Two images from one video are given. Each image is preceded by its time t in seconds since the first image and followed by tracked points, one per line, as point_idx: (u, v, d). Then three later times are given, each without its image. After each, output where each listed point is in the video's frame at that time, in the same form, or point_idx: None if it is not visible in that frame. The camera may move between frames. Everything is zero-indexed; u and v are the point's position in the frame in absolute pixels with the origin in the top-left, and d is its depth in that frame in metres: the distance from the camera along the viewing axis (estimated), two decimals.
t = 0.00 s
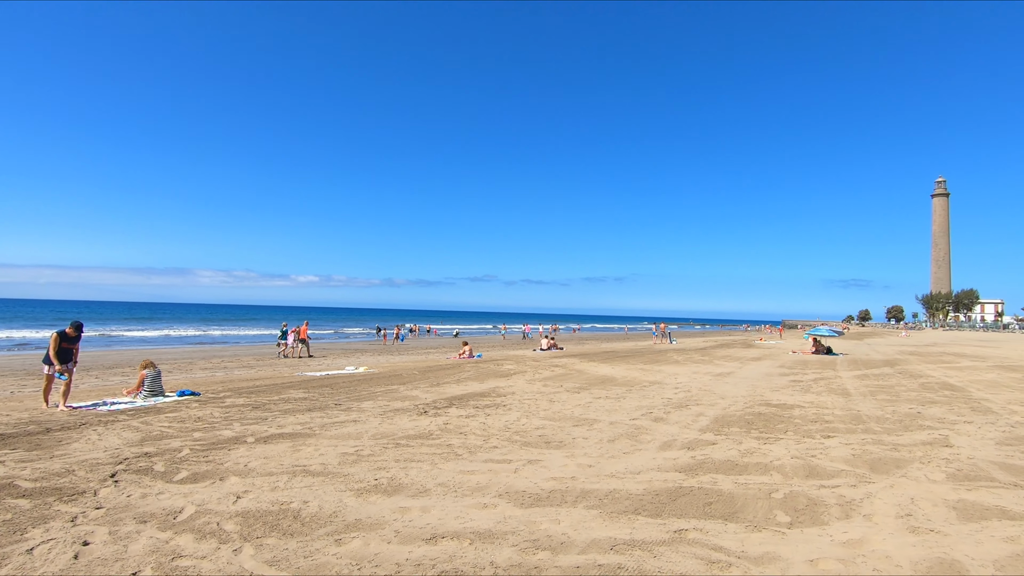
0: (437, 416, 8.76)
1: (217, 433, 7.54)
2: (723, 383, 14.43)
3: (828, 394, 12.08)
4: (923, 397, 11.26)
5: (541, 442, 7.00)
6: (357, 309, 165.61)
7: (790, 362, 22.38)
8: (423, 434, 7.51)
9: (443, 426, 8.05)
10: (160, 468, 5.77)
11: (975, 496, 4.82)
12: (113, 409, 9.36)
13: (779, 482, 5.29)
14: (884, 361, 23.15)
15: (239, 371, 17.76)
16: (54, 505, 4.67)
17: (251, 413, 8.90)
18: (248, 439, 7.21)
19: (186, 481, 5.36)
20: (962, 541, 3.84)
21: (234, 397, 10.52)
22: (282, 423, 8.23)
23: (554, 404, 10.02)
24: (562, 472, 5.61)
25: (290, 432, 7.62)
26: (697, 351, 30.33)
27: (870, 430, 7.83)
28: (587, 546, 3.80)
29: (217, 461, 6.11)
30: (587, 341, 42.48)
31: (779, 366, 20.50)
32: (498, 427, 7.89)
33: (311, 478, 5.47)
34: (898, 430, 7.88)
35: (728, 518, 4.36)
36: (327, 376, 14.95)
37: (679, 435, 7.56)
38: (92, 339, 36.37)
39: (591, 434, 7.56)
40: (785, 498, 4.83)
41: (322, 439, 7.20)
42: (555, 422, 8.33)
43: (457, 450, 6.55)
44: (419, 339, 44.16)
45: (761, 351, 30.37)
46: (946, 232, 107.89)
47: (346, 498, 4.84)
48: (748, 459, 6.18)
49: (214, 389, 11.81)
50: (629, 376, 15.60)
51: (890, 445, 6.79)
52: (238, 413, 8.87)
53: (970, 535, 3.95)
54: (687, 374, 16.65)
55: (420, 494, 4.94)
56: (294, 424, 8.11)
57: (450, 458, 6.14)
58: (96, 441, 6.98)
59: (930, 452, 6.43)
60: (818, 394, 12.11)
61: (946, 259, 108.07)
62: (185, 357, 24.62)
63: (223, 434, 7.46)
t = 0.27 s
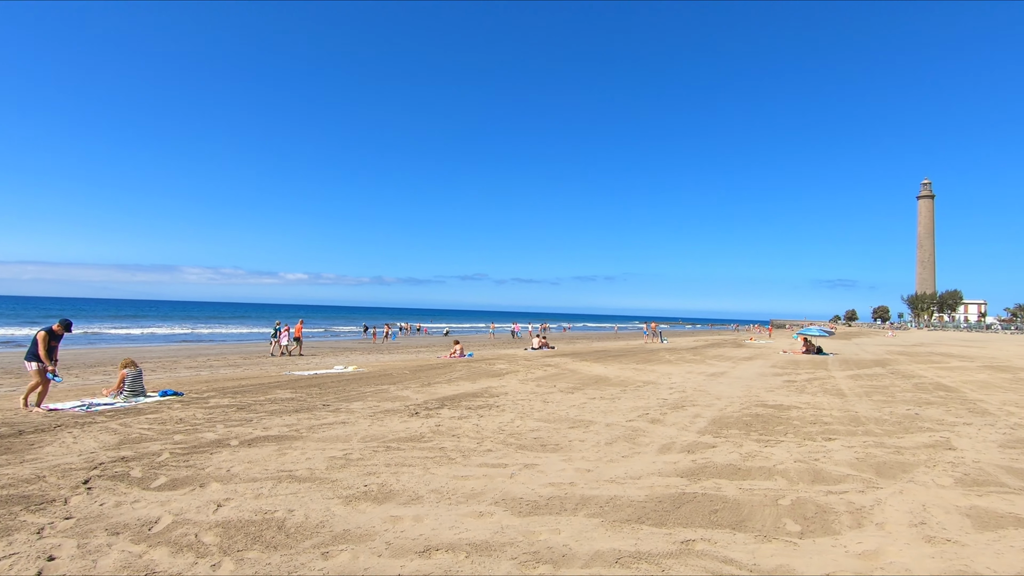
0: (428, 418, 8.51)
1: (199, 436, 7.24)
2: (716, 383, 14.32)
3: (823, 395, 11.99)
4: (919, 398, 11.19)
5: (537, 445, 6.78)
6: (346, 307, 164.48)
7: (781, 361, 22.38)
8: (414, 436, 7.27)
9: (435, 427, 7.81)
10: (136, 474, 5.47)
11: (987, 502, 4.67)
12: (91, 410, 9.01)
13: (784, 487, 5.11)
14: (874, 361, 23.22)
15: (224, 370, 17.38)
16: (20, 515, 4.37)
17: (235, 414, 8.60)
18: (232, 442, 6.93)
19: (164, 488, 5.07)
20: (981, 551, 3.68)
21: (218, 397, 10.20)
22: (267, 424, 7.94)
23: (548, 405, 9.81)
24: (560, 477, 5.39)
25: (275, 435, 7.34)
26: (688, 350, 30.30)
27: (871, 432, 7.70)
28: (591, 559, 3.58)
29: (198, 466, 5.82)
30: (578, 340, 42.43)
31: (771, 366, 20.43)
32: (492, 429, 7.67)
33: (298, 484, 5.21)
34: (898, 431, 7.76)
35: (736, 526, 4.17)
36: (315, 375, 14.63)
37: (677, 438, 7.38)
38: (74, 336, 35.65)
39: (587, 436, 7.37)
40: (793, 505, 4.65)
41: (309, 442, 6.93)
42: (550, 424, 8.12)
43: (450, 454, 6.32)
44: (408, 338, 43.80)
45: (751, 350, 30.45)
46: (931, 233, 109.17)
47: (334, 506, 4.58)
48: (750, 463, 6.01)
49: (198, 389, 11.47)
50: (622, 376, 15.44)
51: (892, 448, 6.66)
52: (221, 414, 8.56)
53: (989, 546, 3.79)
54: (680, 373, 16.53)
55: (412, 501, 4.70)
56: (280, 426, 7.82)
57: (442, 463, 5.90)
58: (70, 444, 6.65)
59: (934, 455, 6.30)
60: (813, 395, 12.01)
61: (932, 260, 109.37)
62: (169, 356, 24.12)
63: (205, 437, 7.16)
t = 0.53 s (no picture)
0: (421, 421, 8.24)
1: (182, 440, 6.90)
2: (713, 385, 14.15)
3: (821, 397, 11.85)
4: (917, 401, 11.08)
5: (536, 450, 6.53)
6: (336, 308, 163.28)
7: (774, 364, 22.32)
8: (408, 440, 6.98)
9: (429, 431, 7.52)
10: (112, 482, 5.14)
11: (1008, 510, 4.48)
12: (68, 413, 8.62)
13: (797, 494, 4.90)
14: (865, 364, 23.23)
15: (210, 371, 16.96)
16: None
17: (220, 417, 8.26)
18: (216, 447, 6.61)
19: (142, 497, 4.76)
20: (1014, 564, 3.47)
21: (203, 400, 9.84)
22: (254, 428, 7.63)
23: (544, 408, 9.56)
24: (563, 484, 5.15)
25: (262, 439, 7.02)
26: (681, 353, 30.21)
27: (876, 435, 7.53)
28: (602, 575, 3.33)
29: (179, 473, 5.50)
30: (569, 342, 42.29)
31: (764, 368, 20.34)
32: (488, 433, 7.42)
33: (285, 492, 4.91)
34: (903, 435, 7.60)
35: (752, 537, 3.94)
36: (304, 377, 14.27)
37: (680, 442, 7.15)
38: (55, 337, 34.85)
39: (586, 440, 7.15)
40: (808, 514, 4.43)
41: (298, 446, 6.62)
42: (548, 428, 7.88)
43: (446, 458, 6.05)
44: (399, 339, 43.36)
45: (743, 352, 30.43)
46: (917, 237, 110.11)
47: (324, 517, 4.29)
48: (758, 468, 5.80)
49: (182, 391, 11.09)
50: (618, 378, 15.23)
51: (901, 453, 6.48)
52: (205, 417, 8.23)
53: (1020, 557, 3.59)
54: (675, 376, 16.36)
55: (407, 511, 4.42)
56: (266, 430, 7.51)
57: (438, 469, 5.62)
58: (44, 450, 6.29)
59: (944, 460, 6.13)
60: (811, 397, 11.87)
61: (917, 263, 110.63)
62: (154, 357, 23.58)
63: (188, 442, 6.83)
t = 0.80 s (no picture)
0: (418, 424, 7.99)
1: (168, 447, 6.61)
2: (712, 385, 13.99)
3: (822, 397, 11.71)
4: (919, 400, 10.96)
5: (538, 455, 6.30)
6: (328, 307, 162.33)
7: (770, 362, 22.22)
8: (405, 445, 6.73)
9: (427, 435, 7.28)
10: (93, 494, 4.85)
11: None
12: (50, 418, 8.29)
13: (813, 502, 4.71)
14: (861, 362, 23.18)
15: (200, 372, 16.59)
16: None
17: (208, 422, 7.96)
18: (204, 454, 6.33)
19: (125, 510, 4.48)
20: None
21: (192, 403, 9.54)
22: (244, 433, 7.35)
23: (544, 410, 9.34)
24: (569, 493, 4.92)
25: (253, 445, 6.74)
26: (676, 351, 30.11)
27: (884, 437, 7.37)
28: None
29: (165, 482, 5.22)
30: (564, 340, 42.14)
31: (761, 367, 20.23)
32: (488, 437, 7.18)
33: (277, 503, 4.65)
34: (912, 437, 7.44)
35: (774, 551, 3.73)
36: (296, 378, 13.96)
37: (685, 445, 6.95)
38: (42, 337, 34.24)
39: (589, 444, 6.93)
40: (827, 523, 4.23)
41: (290, 452, 6.35)
42: (549, 431, 7.66)
43: (446, 465, 5.81)
44: (393, 339, 43.04)
45: (738, 351, 30.36)
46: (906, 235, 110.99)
47: (319, 531, 4.04)
48: (769, 474, 5.60)
49: (170, 394, 10.77)
50: (616, 378, 15.04)
51: (912, 456, 6.32)
52: (193, 422, 7.93)
53: None
54: (673, 375, 16.20)
55: (407, 524, 4.18)
56: (257, 435, 7.23)
57: (438, 476, 5.38)
58: (22, 458, 5.99)
59: (957, 464, 5.96)
60: (813, 397, 11.72)
61: (907, 261, 111.51)
62: (143, 357, 23.15)
63: (175, 449, 6.54)
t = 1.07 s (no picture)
0: (421, 428, 7.73)
1: (161, 452, 6.34)
2: (717, 386, 13.76)
3: (831, 399, 11.48)
4: (931, 402, 10.74)
5: (547, 460, 6.06)
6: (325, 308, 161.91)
7: (773, 363, 21.99)
8: (408, 450, 6.47)
9: (430, 439, 7.02)
10: (79, 503, 4.58)
11: None
12: (39, 421, 8.00)
13: (841, 511, 4.47)
14: (864, 363, 22.98)
15: (196, 374, 16.30)
16: None
17: (203, 426, 7.68)
18: (198, 460, 6.05)
19: (112, 521, 4.22)
20: None
21: (186, 406, 9.27)
22: (239, 437, 7.07)
23: (549, 413, 9.09)
24: (582, 501, 4.67)
25: (249, 450, 6.47)
26: (677, 352, 29.91)
27: (902, 440, 7.13)
28: None
29: (156, 491, 4.96)
30: (563, 342, 42.12)
31: (765, 368, 19.99)
32: (493, 441, 6.92)
33: (275, 513, 4.39)
34: (930, 440, 7.21)
35: (806, 565, 3.50)
36: (294, 379, 13.69)
37: (697, 449, 6.72)
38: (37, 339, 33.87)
39: (599, 448, 6.68)
40: (858, 535, 3.99)
41: (288, 458, 6.09)
42: (556, 435, 7.41)
43: (451, 471, 5.55)
44: (391, 340, 42.74)
45: (739, 352, 30.15)
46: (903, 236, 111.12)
47: (319, 544, 3.78)
48: (789, 480, 5.35)
49: (164, 397, 10.49)
50: (619, 379, 14.82)
51: (935, 460, 6.08)
52: (187, 426, 7.65)
53: None
54: (676, 376, 15.98)
55: (413, 536, 3.92)
56: (253, 439, 6.96)
57: (444, 484, 5.12)
58: (6, 465, 5.71)
59: (983, 468, 5.74)
60: (822, 399, 11.48)
61: (904, 262, 111.70)
62: (139, 359, 22.85)
63: (167, 455, 6.27)
